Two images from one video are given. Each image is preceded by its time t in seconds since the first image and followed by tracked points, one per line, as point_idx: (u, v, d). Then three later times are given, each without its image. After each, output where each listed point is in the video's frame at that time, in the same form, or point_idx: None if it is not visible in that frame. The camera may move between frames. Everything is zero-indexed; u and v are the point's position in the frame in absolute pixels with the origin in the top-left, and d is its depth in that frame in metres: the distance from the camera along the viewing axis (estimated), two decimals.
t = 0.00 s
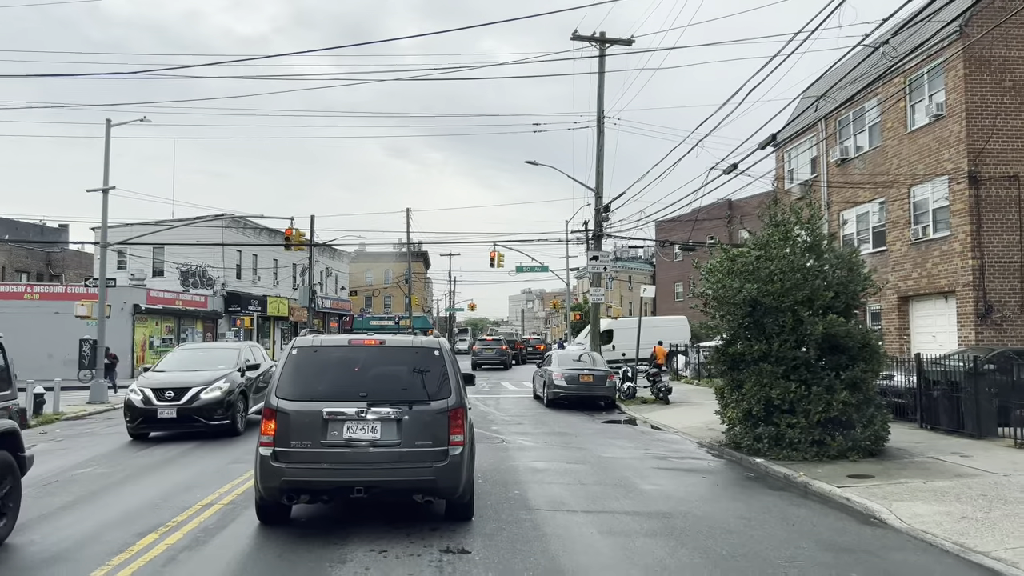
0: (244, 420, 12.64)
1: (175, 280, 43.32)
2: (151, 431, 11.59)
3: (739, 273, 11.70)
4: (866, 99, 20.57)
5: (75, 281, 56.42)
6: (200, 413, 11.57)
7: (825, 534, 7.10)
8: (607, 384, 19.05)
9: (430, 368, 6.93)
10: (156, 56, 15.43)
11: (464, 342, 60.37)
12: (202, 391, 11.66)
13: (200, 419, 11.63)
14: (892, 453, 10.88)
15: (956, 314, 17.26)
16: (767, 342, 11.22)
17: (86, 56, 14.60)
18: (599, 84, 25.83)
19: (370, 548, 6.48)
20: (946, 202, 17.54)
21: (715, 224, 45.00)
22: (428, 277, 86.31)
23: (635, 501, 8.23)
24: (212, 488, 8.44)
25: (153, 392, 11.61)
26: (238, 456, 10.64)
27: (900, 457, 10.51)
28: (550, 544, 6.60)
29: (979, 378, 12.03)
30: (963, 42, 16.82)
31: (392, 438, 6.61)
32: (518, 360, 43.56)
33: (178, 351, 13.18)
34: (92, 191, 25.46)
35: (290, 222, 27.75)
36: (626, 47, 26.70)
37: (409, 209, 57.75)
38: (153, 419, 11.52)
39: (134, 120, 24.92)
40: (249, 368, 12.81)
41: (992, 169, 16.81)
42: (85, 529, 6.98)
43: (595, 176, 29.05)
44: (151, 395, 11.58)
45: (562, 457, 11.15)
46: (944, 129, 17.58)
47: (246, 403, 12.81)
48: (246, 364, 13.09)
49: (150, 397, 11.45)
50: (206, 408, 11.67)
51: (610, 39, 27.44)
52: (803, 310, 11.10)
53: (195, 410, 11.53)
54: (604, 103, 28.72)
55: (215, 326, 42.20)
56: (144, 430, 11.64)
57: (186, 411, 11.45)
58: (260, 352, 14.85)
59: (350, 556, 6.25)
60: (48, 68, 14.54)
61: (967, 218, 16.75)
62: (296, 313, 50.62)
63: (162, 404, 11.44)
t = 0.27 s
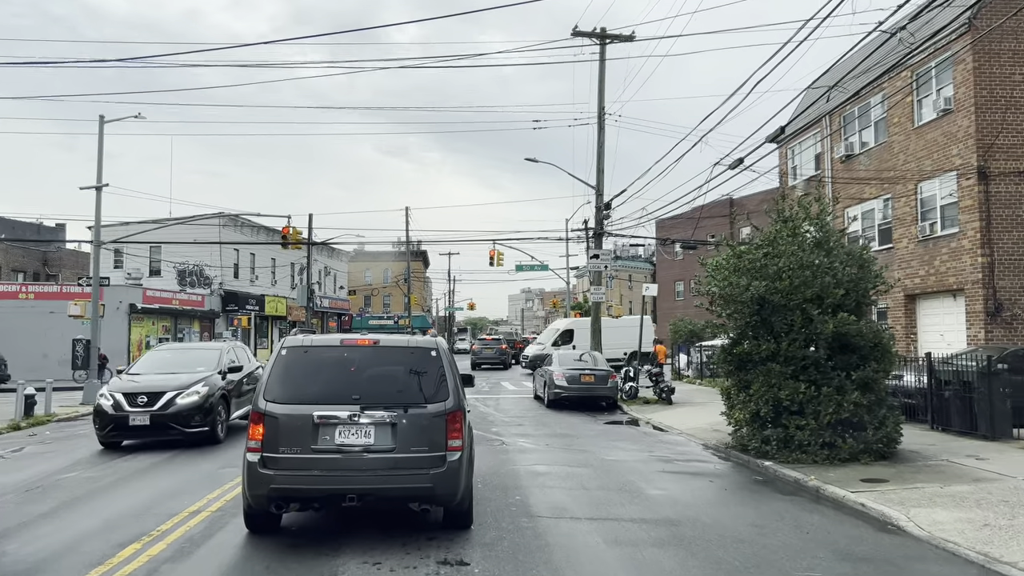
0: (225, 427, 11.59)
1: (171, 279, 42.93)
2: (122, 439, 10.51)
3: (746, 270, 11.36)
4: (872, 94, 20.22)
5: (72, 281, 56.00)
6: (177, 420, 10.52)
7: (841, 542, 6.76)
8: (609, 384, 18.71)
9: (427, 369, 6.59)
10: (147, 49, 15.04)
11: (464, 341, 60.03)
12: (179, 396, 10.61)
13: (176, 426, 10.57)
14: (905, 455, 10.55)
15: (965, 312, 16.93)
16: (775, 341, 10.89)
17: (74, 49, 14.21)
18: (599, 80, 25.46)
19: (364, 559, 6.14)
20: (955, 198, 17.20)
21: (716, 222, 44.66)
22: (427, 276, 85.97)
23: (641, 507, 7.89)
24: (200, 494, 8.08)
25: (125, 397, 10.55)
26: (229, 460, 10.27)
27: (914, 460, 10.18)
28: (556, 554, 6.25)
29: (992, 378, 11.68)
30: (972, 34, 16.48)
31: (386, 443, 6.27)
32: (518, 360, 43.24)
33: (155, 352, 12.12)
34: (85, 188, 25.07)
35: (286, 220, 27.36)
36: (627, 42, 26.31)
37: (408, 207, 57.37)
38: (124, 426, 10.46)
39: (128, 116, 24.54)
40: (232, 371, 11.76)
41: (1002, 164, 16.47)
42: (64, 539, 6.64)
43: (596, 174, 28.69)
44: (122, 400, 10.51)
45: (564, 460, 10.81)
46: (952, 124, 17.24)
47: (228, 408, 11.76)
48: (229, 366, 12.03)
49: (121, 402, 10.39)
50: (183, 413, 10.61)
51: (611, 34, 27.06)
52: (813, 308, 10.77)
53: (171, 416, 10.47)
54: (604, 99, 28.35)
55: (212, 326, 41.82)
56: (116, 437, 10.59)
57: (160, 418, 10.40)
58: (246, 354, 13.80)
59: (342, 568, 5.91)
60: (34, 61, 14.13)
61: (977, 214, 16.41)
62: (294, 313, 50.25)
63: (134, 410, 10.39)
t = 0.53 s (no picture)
0: (209, 433, 10.86)
1: (170, 279, 42.64)
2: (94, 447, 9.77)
3: (755, 268, 11.07)
4: (878, 90, 19.91)
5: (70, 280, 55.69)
6: (155, 427, 9.79)
7: (859, 551, 6.46)
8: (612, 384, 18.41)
9: (426, 371, 6.29)
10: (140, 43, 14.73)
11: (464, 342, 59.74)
12: (158, 402, 9.88)
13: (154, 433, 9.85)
14: (919, 458, 10.26)
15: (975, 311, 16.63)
16: (785, 341, 10.59)
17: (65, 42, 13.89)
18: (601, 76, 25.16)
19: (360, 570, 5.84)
20: (964, 195, 16.91)
21: (718, 220, 44.35)
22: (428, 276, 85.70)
23: (650, 514, 7.59)
24: (191, 500, 7.78)
25: (98, 403, 9.80)
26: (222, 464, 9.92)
27: (928, 463, 9.89)
28: (563, 564, 5.95)
29: (1007, 378, 11.39)
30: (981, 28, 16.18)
31: (383, 448, 5.98)
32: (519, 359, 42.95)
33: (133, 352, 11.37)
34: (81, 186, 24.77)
35: (285, 218, 27.06)
36: (629, 38, 26.01)
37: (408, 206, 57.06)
38: (98, 433, 9.72)
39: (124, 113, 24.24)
40: (216, 374, 11.02)
41: (1013, 160, 16.18)
42: (47, 549, 6.34)
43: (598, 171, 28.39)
44: (95, 405, 9.77)
45: (568, 463, 10.49)
46: (961, 119, 16.94)
47: (212, 413, 11.02)
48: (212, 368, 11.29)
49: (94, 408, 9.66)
50: (161, 420, 9.88)
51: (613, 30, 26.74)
52: (823, 307, 10.47)
53: (148, 423, 9.75)
54: (606, 96, 28.04)
55: (211, 325, 41.53)
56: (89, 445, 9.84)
57: (137, 425, 9.68)
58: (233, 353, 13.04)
59: None
60: (24, 54, 13.80)
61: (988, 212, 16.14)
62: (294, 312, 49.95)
63: (108, 416, 9.66)
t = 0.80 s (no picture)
0: (192, 440, 10.22)
1: (169, 279, 42.40)
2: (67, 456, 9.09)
3: (762, 266, 10.82)
4: (884, 86, 19.65)
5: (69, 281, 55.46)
6: (132, 434, 9.14)
7: (876, 560, 6.21)
8: (614, 384, 18.16)
9: (426, 372, 6.03)
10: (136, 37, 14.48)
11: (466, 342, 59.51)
12: (135, 406, 9.24)
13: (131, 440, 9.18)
14: (931, 461, 10.00)
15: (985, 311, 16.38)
16: (794, 341, 10.33)
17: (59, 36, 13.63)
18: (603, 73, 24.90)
19: None
20: (973, 192, 16.65)
21: (720, 219, 44.09)
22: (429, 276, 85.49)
23: (658, 519, 7.33)
24: (183, 506, 7.53)
25: (72, 408, 9.16)
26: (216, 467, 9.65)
27: (941, 466, 9.63)
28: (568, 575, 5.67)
29: (1020, 378, 11.16)
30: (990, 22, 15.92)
31: (381, 453, 5.73)
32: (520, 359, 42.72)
33: (112, 354, 10.73)
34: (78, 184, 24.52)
35: (284, 217, 26.83)
36: (631, 35, 25.75)
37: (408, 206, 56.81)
38: (70, 441, 9.05)
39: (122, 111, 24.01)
40: (200, 376, 10.36)
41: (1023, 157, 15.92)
42: (31, 558, 6.09)
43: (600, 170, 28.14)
44: (68, 411, 9.12)
45: (572, 466, 10.23)
46: (969, 115, 16.68)
47: (195, 418, 10.38)
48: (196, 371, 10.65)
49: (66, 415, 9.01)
50: (139, 425, 9.21)
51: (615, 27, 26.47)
52: (833, 305, 10.21)
53: (125, 429, 9.09)
54: (608, 94, 27.79)
55: (210, 325, 41.34)
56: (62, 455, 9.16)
57: (113, 432, 9.04)
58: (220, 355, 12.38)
59: None
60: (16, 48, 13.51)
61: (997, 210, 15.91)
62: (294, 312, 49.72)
63: (81, 423, 9.00)
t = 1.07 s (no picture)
0: (176, 447, 9.49)
1: (168, 279, 42.18)
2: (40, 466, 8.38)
3: (769, 265, 10.58)
4: (890, 83, 19.41)
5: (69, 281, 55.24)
6: (110, 441, 8.42)
7: (893, 569, 5.99)
8: (617, 385, 17.93)
9: (425, 373, 5.81)
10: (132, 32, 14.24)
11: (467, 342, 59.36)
12: (113, 412, 8.51)
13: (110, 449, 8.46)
14: (943, 464, 9.78)
15: (993, 311, 16.14)
16: (802, 341, 10.11)
17: (53, 30, 13.41)
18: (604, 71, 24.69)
19: None
20: (981, 190, 16.43)
21: (722, 219, 43.85)
22: (429, 276, 85.32)
23: (665, 525, 7.11)
24: (176, 511, 7.30)
25: (44, 413, 8.42)
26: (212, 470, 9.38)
27: (954, 470, 9.40)
28: None
29: None
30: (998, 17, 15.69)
31: (378, 459, 5.51)
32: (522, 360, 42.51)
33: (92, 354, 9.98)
34: (75, 183, 24.32)
35: (284, 217, 26.61)
36: (633, 33, 25.50)
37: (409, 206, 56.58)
38: (43, 450, 8.30)
39: (120, 109, 23.80)
40: (186, 378, 9.66)
41: None
42: (16, 566, 5.87)
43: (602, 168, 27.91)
44: (41, 416, 8.35)
45: (575, 470, 10.01)
46: (977, 112, 16.45)
47: (180, 424, 9.66)
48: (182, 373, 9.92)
49: (41, 419, 8.30)
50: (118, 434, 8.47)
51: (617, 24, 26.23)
52: (842, 305, 9.99)
53: (102, 437, 8.38)
54: (610, 92, 27.56)
55: (210, 325, 41.16)
56: (34, 464, 8.43)
57: (88, 440, 8.31)
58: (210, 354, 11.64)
59: None
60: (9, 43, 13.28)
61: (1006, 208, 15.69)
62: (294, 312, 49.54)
63: (54, 429, 8.26)
